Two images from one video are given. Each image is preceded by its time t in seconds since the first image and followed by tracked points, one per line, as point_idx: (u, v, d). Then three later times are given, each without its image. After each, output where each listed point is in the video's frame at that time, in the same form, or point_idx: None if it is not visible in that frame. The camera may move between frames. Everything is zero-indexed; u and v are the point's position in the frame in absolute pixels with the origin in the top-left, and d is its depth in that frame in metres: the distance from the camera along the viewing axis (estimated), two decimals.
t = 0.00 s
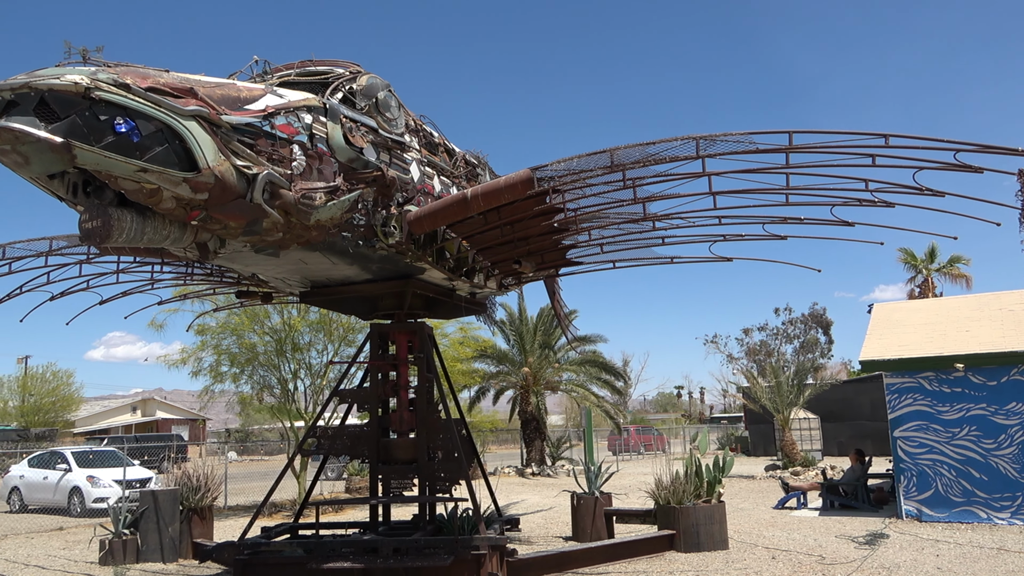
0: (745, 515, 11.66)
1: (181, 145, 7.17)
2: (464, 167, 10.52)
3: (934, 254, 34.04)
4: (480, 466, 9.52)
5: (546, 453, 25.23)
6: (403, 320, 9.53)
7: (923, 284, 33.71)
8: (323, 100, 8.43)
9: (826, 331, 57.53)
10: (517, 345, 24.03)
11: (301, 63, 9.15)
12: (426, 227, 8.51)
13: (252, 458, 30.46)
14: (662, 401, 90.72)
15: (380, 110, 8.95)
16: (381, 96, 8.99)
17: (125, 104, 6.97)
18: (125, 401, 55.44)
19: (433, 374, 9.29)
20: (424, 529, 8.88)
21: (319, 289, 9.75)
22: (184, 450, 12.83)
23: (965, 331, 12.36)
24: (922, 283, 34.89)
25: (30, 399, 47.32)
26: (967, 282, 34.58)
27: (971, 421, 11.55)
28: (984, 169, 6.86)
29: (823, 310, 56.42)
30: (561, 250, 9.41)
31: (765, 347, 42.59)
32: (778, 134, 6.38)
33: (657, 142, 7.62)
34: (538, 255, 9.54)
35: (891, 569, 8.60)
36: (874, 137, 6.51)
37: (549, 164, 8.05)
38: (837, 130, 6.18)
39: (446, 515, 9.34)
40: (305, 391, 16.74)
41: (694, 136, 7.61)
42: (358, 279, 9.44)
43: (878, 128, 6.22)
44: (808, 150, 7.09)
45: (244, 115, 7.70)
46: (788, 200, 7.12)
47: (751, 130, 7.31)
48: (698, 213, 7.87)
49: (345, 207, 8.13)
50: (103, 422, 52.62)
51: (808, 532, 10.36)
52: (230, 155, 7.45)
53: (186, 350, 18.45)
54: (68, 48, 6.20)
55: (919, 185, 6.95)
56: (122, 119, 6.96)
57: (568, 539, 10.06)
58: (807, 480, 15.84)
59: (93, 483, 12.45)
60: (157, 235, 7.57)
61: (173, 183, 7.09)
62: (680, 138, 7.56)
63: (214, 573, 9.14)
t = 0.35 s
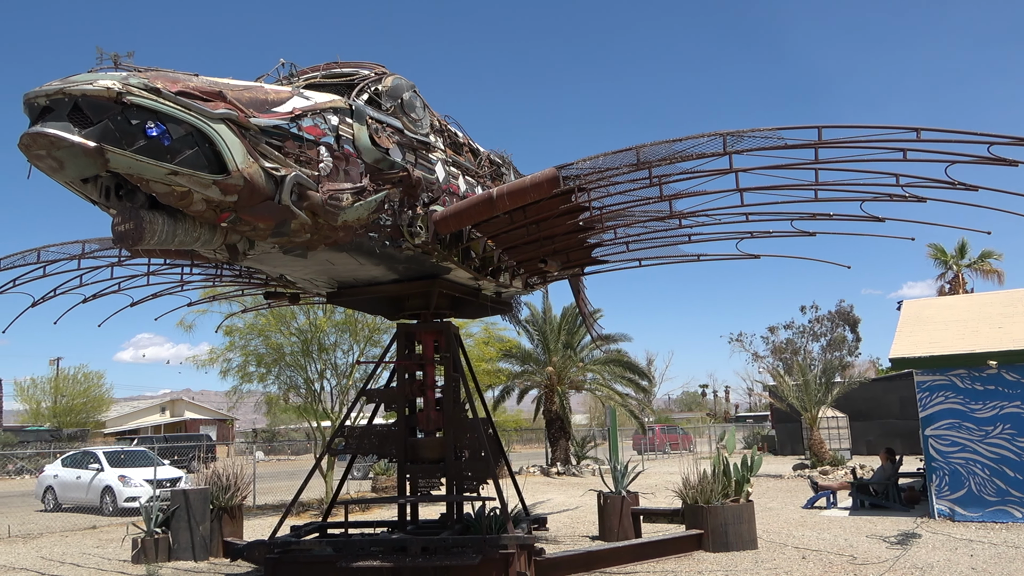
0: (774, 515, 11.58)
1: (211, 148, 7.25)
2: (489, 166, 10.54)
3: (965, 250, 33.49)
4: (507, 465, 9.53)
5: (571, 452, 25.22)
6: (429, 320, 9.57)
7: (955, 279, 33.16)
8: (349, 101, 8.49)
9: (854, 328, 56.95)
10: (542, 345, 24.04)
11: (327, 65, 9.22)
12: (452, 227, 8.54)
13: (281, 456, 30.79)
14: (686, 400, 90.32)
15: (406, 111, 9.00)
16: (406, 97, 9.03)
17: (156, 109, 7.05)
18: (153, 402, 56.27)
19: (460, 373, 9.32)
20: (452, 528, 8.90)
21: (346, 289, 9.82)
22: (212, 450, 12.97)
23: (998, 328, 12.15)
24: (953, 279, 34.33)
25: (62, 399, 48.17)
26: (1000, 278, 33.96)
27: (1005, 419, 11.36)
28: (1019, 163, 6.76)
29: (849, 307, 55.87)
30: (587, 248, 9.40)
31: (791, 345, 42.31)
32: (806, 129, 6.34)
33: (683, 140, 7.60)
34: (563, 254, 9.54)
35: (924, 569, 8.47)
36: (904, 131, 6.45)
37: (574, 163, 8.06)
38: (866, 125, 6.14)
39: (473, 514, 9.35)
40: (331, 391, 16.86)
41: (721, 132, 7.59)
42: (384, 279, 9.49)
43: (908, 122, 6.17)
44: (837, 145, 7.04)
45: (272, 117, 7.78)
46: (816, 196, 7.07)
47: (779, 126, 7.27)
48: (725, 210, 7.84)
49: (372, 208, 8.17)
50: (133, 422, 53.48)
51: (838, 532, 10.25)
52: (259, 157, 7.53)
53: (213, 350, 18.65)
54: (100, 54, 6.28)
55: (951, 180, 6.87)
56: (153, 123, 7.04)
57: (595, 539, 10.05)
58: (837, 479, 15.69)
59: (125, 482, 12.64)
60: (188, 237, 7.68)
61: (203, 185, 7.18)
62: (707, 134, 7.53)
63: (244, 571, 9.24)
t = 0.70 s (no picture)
0: (804, 515, 11.46)
1: (242, 149, 7.33)
2: (516, 165, 10.55)
3: (999, 246, 32.87)
4: (535, 464, 9.53)
5: (598, 451, 25.17)
6: (457, 319, 9.60)
7: (989, 276, 32.54)
8: (377, 102, 8.53)
9: (885, 326, 56.24)
10: (567, 343, 23.93)
11: (355, 66, 9.28)
12: (479, 226, 8.57)
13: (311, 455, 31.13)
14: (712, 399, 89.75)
15: (433, 111, 9.03)
16: (433, 96, 9.06)
17: (188, 111, 7.14)
18: (184, 402, 57.17)
19: (488, 372, 9.34)
20: (481, 527, 8.92)
21: (374, 289, 9.88)
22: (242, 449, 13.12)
23: None
24: (986, 276, 33.70)
25: (96, 399, 49.15)
26: None
27: None
28: None
29: (880, 305, 55.21)
30: (614, 246, 9.37)
31: (821, 344, 42.03)
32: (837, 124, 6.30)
33: (712, 136, 7.55)
34: (591, 252, 9.52)
35: (960, 570, 8.32)
36: (938, 125, 6.38)
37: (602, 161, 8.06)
38: (899, 118, 6.08)
39: (502, 513, 9.36)
40: (359, 391, 16.98)
41: (751, 128, 7.56)
42: (412, 279, 9.54)
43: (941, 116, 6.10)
44: (868, 139, 6.99)
45: (301, 118, 7.85)
46: (847, 191, 7.01)
47: (809, 121, 7.21)
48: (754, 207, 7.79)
49: (400, 208, 8.22)
50: (164, 422, 54.41)
51: (871, 533, 10.11)
52: (289, 158, 7.60)
53: (244, 350, 18.87)
54: (133, 58, 6.38)
55: (986, 174, 6.77)
56: (185, 125, 7.13)
57: (624, 538, 10.02)
58: (869, 478, 15.52)
59: (157, 480, 12.85)
60: (220, 238, 7.78)
61: (234, 187, 7.27)
62: (737, 130, 7.48)
63: (275, 568, 9.34)
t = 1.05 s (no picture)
0: (836, 515, 11.32)
1: (272, 150, 7.41)
2: (542, 164, 10.55)
3: None
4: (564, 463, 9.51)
5: (626, 450, 25.10)
6: (484, 317, 9.63)
7: None
8: (404, 101, 8.57)
9: (917, 324, 55.48)
10: (593, 342, 23.84)
11: (382, 67, 9.33)
12: (506, 224, 8.58)
13: (341, 454, 31.42)
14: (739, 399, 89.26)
15: (459, 110, 9.06)
16: (460, 96, 9.09)
17: (220, 113, 7.23)
18: (216, 400, 57.97)
19: (516, 371, 9.35)
20: (511, 525, 8.91)
21: (402, 288, 9.95)
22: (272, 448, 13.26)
23: None
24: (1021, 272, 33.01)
25: (129, 398, 50.06)
26: None
27: None
28: None
29: (912, 304, 54.55)
30: (642, 244, 9.35)
31: (850, 343, 42.05)
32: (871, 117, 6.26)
33: (741, 131, 7.51)
34: (619, 249, 9.51)
35: (998, 572, 8.15)
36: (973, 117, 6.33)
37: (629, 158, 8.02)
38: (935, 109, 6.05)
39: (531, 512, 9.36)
40: (387, 390, 17.09)
41: (781, 122, 7.58)
42: (440, 278, 9.58)
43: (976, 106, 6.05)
44: (901, 132, 6.97)
45: (329, 119, 7.90)
46: (880, 185, 6.96)
47: (840, 116, 7.17)
48: (784, 203, 7.74)
49: (428, 207, 8.25)
50: (196, 421, 55.36)
51: (904, 533, 9.96)
52: (318, 159, 7.68)
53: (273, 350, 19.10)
54: (166, 61, 6.47)
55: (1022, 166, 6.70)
56: (217, 127, 7.22)
57: (653, 538, 9.96)
58: (903, 477, 15.33)
59: (189, 478, 13.00)
60: (251, 238, 7.87)
61: (265, 187, 7.34)
62: (767, 124, 7.47)
63: (307, 565, 9.42)
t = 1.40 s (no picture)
0: (876, 514, 11.13)
1: (307, 149, 7.50)
2: (574, 161, 10.54)
3: None
4: (598, 460, 9.48)
5: (659, 449, 24.98)
6: (518, 315, 9.65)
7: None
8: (436, 100, 8.62)
9: (956, 321, 54.40)
10: (625, 340, 23.88)
11: (413, 66, 9.39)
12: (540, 221, 8.58)
13: (375, 451, 31.73)
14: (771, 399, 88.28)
15: (491, 107, 9.10)
16: (491, 93, 9.13)
17: (257, 113, 7.34)
18: (250, 400, 58.83)
19: (549, 368, 9.37)
20: (545, 522, 8.90)
21: (436, 286, 10.01)
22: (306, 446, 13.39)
23: None
24: None
25: (166, 398, 51.04)
26: None
27: None
28: None
29: (950, 300, 53.51)
30: (676, 239, 9.31)
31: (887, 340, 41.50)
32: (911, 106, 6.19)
33: (777, 124, 7.43)
34: (652, 245, 9.48)
35: None
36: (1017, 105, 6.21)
37: (663, 153, 7.99)
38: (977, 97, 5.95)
39: (565, 509, 9.34)
40: (420, 389, 17.18)
41: (818, 114, 7.50)
42: (472, 275, 9.62)
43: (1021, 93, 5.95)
44: (942, 121, 6.87)
45: (363, 118, 7.98)
46: (921, 176, 6.86)
47: (879, 106, 7.07)
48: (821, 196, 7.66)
49: (461, 204, 8.30)
50: (231, 420, 56.24)
51: (947, 533, 9.74)
52: (352, 157, 7.76)
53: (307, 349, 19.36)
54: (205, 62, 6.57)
55: None
56: (253, 127, 7.32)
57: (688, 536, 9.87)
58: (945, 476, 15.04)
59: (227, 476, 13.18)
60: (287, 237, 7.96)
61: (301, 186, 7.43)
62: (803, 116, 7.40)
63: (343, 562, 9.49)
